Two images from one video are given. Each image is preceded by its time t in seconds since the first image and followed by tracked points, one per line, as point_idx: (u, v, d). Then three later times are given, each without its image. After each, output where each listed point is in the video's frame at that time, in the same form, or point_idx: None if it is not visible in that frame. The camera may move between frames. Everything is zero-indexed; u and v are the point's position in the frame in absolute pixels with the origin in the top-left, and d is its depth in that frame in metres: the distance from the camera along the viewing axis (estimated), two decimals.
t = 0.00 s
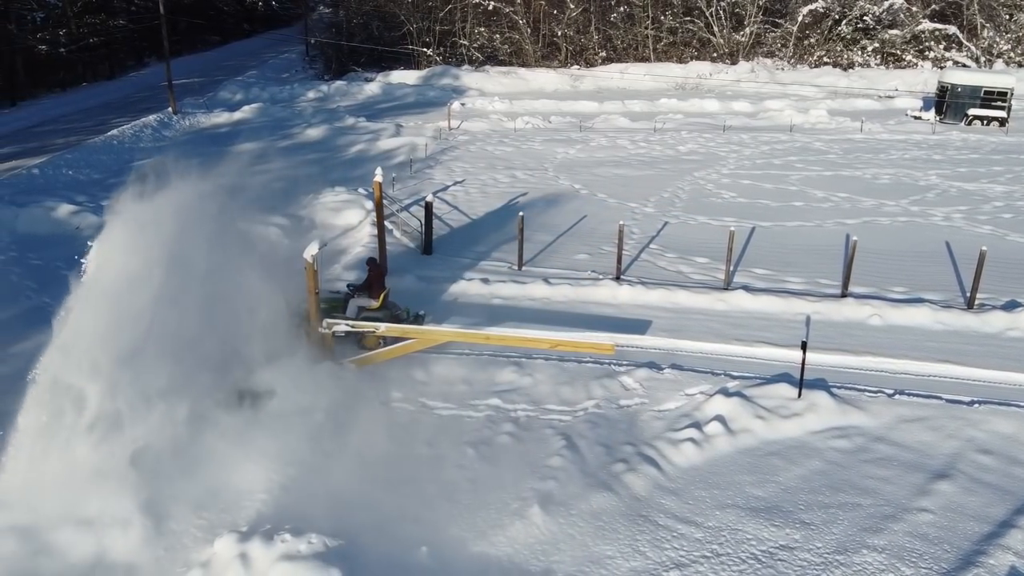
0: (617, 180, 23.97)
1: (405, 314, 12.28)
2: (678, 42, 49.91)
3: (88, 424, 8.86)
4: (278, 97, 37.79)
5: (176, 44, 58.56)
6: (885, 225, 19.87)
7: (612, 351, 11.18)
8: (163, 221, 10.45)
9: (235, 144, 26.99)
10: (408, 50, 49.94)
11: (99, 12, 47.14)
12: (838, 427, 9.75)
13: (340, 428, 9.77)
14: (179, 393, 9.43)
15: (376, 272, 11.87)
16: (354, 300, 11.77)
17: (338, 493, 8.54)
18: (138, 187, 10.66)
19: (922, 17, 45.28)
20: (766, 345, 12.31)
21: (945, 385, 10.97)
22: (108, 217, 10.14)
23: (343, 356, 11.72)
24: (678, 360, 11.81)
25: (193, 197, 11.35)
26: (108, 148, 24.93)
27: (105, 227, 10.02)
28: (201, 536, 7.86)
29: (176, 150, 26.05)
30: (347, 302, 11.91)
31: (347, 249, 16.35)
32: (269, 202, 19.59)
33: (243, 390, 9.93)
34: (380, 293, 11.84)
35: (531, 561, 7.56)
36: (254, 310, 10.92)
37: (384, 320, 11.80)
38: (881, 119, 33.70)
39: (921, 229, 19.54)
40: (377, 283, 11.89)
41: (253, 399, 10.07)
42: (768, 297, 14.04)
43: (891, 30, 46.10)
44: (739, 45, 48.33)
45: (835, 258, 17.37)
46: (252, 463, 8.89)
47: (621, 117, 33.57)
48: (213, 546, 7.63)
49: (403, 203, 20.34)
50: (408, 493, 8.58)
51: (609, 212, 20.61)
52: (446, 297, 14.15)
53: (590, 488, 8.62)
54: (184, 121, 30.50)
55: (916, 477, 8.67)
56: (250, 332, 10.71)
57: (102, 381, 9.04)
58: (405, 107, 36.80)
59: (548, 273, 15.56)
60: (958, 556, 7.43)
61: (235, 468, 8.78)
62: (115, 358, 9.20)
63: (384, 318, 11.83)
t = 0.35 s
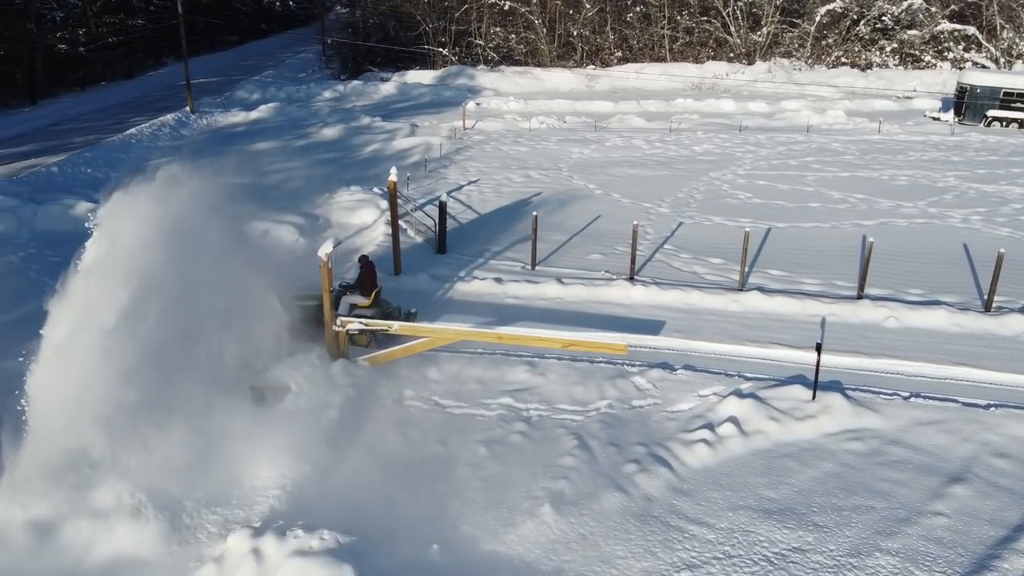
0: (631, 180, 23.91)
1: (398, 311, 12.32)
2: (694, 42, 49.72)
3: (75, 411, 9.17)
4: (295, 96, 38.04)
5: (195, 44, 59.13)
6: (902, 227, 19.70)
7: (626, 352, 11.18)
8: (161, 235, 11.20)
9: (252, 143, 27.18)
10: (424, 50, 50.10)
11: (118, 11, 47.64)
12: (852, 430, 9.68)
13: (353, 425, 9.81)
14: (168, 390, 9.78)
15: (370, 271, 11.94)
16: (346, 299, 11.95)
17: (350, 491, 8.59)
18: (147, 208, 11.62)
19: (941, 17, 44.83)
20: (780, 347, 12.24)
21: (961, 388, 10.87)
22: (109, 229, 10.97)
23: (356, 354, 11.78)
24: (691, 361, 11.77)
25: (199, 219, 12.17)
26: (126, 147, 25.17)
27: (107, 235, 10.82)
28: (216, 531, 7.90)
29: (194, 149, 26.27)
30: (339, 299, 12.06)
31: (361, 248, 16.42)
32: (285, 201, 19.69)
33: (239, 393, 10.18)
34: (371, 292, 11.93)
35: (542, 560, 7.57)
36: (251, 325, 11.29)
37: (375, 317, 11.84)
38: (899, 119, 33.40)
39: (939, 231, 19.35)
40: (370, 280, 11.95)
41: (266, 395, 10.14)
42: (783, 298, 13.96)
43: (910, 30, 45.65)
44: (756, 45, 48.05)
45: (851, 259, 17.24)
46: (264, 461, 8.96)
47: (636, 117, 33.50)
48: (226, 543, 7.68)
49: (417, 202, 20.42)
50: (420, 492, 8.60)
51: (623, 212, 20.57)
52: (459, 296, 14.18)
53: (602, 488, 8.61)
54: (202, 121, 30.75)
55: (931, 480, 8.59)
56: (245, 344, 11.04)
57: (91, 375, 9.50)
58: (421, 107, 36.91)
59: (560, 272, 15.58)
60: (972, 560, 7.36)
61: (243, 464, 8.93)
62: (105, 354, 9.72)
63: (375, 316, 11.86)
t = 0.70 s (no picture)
0: (649, 181, 23.83)
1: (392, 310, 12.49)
2: (713, 42, 49.48)
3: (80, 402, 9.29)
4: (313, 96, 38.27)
5: (216, 43, 59.69)
6: (923, 229, 19.48)
7: (641, 352, 11.15)
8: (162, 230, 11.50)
9: (272, 143, 27.37)
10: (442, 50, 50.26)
11: (140, 11, 48.16)
12: (869, 433, 9.60)
13: (367, 422, 9.90)
14: (164, 382, 10.07)
15: (363, 267, 12.19)
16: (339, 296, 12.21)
17: (365, 488, 8.63)
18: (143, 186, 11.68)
19: (964, 18, 44.29)
20: (798, 349, 12.14)
21: (982, 393, 10.74)
22: (108, 207, 11.02)
23: (372, 352, 11.85)
24: (708, 363, 11.71)
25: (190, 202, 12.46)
26: (147, 145, 25.42)
27: (106, 213, 10.85)
28: (232, 526, 7.95)
29: (214, 148, 26.49)
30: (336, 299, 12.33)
31: (378, 248, 16.49)
32: (303, 200, 19.81)
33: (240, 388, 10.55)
34: (366, 288, 12.10)
35: (555, 559, 7.57)
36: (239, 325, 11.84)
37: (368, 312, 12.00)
38: (920, 121, 33.05)
39: (960, 233, 19.12)
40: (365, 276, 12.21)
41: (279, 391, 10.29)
42: (801, 300, 13.86)
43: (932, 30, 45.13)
44: (776, 45, 47.76)
45: (870, 261, 17.08)
46: (279, 457, 9.05)
47: (654, 117, 33.40)
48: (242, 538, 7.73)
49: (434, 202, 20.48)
50: (434, 490, 8.63)
51: (640, 213, 20.52)
52: (476, 295, 14.21)
53: (616, 488, 8.59)
54: (222, 120, 31.00)
55: (948, 485, 8.50)
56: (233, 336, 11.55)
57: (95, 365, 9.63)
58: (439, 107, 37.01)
59: (575, 272, 15.55)
60: (989, 565, 7.29)
61: (257, 460, 9.03)
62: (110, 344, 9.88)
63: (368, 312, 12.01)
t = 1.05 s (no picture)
0: (667, 181, 23.74)
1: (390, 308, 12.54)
2: (734, 42, 49.23)
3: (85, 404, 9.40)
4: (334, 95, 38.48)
5: (237, 43, 60.22)
6: (945, 232, 19.24)
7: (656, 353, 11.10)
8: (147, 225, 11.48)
9: (292, 142, 27.56)
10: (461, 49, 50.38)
11: (163, 11, 48.70)
12: (887, 437, 9.50)
13: (381, 420, 9.92)
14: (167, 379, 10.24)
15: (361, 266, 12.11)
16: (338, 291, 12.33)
17: (381, 486, 8.66)
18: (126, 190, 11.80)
19: (989, 18, 43.66)
20: (817, 351, 12.04)
21: (1002, 397, 10.60)
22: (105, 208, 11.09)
23: (388, 351, 11.90)
24: (725, 365, 11.65)
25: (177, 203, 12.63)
26: (169, 144, 25.68)
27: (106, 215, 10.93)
28: (248, 521, 8.01)
29: (235, 147, 26.70)
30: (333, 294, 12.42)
31: (395, 246, 16.55)
32: (322, 199, 19.94)
33: (245, 381, 10.69)
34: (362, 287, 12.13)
35: (569, 559, 7.57)
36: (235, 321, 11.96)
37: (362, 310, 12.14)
38: (943, 122, 32.66)
39: (982, 236, 18.86)
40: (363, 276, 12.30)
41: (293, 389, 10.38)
42: (821, 302, 13.74)
43: (956, 31, 44.52)
44: (798, 45, 47.36)
45: (891, 264, 16.90)
46: (294, 454, 9.09)
47: (674, 117, 33.27)
48: (257, 534, 7.73)
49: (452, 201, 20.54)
50: (449, 489, 8.65)
51: (658, 213, 20.44)
52: (492, 295, 14.23)
53: (630, 489, 8.57)
54: (243, 119, 31.26)
55: (967, 489, 8.41)
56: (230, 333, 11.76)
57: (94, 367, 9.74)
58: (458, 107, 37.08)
59: (592, 272, 15.53)
60: (1008, 572, 7.20)
61: (273, 456, 9.11)
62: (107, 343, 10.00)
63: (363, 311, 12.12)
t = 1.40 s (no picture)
0: (687, 182, 23.62)
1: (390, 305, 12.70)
2: (757, 43, 48.94)
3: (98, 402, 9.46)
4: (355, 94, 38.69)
5: (260, 43, 60.77)
6: (969, 235, 18.98)
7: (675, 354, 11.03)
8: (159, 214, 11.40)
9: (313, 141, 27.74)
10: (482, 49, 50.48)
11: (187, 11, 49.24)
12: (908, 441, 9.39)
13: (398, 418, 9.96)
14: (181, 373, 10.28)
15: (360, 261, 12.47)
16: (337, 287, 12.46)
17: (397, 484, 8.70)
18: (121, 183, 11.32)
19: (1016, 20, 43.01)
20: (837, 354, 11.93)
21: None
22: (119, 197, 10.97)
23: (406, 349, 11.97)
24: (744, 367, 11.57)
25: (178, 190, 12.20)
26: (193, 142, 25.95)
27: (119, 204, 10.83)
28: (265, 516, 8.08)
29: (257, 146, 26.93)
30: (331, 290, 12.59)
31: (415, 245, 16.63)
32: (342, 198, 20.06)
33: (259, 377, 10.78)
34: (362, 281, 12.43)
35: (584, 559, 7.56)
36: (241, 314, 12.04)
37: (362, 306, 12.28)
38: (969, 124, 32.21)
39: (1007, 240, 18.58)
40: (361, 271, 12.53)
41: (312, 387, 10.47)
42: (842, 304, 13.62)
43: (982, 32, 43.86)
44: (821, 46, 46.86)
45: (913, 267, 16.70)
46: (312, 451, 9.16)
47: (695, 117, 33.11)
48: (274, 529, 7.78)
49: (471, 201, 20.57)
50: (466, 488, 8.66)
51: (678, 214, 20.35)
52: (510, 295, 14.24)
53: (647, 491, 8.54)
54: (265, 118, 31.52)
55: (988, 495, 8.30)
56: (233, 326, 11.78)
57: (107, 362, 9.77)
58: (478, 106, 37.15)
59: (611, 273, 15.47)
60: None
61: (291, 452, 9.20)
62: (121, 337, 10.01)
63: (363, 306, 12.29)
